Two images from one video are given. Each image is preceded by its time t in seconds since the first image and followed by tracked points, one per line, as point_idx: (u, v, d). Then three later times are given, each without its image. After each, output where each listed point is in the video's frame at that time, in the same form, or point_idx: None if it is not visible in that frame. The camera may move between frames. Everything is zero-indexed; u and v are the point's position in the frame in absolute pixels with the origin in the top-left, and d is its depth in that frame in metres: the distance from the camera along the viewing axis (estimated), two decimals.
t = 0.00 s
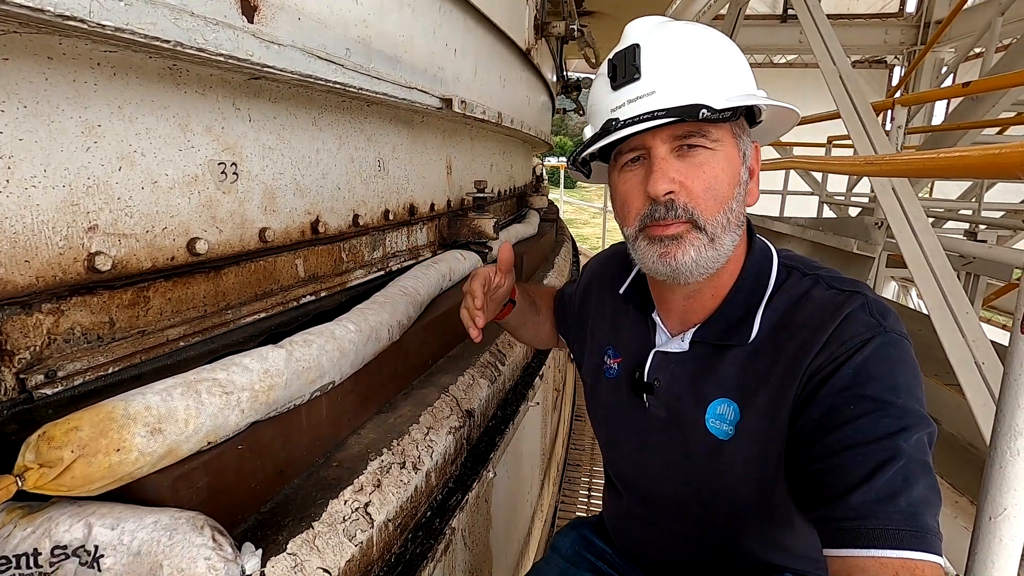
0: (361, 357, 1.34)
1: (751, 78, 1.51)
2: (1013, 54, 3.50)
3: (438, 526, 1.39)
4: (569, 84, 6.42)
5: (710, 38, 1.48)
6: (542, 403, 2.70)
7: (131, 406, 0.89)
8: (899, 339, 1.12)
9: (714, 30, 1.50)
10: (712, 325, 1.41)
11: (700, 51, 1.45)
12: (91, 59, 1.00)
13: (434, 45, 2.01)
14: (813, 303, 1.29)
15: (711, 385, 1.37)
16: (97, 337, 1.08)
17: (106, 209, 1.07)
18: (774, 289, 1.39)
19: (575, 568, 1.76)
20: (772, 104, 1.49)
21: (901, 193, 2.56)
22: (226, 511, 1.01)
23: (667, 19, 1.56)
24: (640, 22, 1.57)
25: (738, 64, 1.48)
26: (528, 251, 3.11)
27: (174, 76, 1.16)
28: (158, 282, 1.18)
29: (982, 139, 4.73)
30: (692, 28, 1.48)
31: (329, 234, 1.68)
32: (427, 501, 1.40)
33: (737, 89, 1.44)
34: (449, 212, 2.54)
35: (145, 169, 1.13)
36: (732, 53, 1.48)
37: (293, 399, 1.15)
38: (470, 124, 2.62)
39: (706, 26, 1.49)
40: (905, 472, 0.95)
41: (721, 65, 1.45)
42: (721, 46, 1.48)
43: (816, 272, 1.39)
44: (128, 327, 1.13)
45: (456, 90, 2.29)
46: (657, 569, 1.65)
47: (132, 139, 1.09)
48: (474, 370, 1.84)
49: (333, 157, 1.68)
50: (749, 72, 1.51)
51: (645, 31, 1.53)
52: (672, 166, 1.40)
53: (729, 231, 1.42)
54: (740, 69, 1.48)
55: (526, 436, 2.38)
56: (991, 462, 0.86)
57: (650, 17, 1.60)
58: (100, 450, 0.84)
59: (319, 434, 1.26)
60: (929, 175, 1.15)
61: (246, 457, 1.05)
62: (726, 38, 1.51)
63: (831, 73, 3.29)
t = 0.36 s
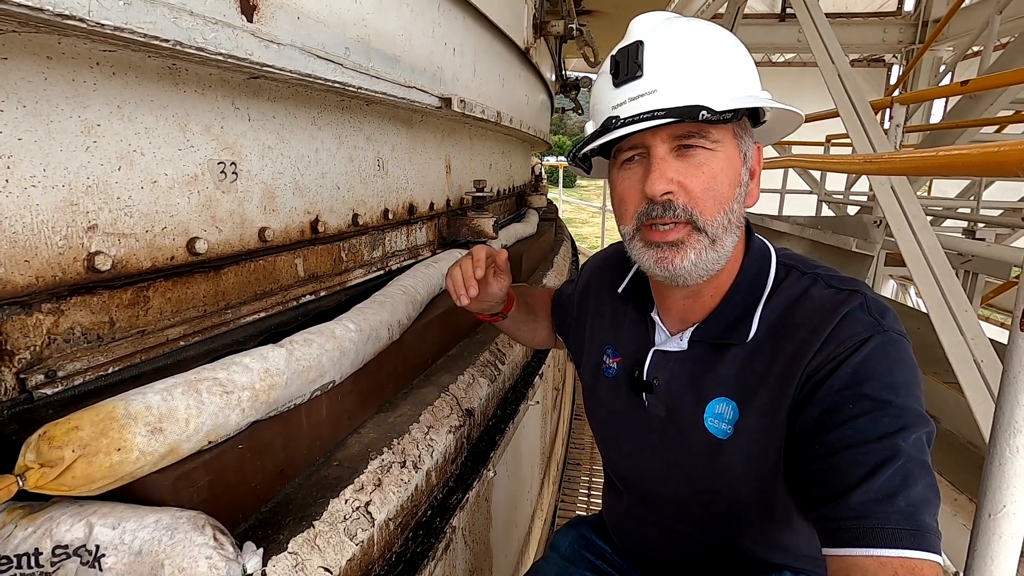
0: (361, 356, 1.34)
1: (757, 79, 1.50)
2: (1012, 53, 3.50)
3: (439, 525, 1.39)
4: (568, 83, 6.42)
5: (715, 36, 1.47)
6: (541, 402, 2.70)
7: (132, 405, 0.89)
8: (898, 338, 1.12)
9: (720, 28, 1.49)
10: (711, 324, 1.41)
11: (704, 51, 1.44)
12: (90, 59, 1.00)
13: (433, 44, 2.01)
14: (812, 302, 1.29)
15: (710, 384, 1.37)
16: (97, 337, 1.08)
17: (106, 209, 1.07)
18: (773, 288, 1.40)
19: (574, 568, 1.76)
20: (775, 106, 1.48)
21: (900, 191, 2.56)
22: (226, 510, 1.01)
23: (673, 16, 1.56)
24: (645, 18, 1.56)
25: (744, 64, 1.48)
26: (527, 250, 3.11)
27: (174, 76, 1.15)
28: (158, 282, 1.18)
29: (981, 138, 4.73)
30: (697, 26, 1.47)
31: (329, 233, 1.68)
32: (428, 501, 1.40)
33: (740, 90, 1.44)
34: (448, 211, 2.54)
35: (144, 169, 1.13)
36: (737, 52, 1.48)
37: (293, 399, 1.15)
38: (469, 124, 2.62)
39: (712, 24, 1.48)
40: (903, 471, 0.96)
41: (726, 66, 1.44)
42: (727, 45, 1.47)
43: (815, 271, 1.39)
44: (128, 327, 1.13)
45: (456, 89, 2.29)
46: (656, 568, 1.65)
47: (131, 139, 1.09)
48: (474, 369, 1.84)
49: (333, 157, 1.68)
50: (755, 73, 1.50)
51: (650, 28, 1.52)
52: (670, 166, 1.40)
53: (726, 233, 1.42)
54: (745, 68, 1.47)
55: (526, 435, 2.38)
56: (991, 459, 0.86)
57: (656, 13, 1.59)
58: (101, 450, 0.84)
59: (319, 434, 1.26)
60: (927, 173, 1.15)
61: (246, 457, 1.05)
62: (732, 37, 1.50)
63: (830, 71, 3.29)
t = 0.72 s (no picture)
0: (364, 354, 1.33)
1: (763, 81, 1.46)
2: (1014, 52, 3.50)
3: (441, 524, 1.38)
4: (568, 80, 6.40)
5: (725, 33, 1.45)
6: (542, 400, 2.69)
7: (134, 404, 0.88)
8: (899, 339, 1.11)
9: (731, 25, 1.46)
10: (711, 324, 1.40)
11: (706, 49, 1.42)
12: (90, 51, 0.98)
13: (435, 40, 1.99)
14: (813, 301, 1.28)
15: (711, 383, 1.36)
16: (98, 334, 1.07)
17: (106, 204, 1.05)
18: (773, 287, 1.39)
19: (575, 567, 1.76)
20: (780, 110, 1.46)
21: (903, 190, 2.56)
22: (228, 510, 1.00)
23: (687, 10, 1.54)
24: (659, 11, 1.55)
25: (752, 64, 1.45)
26: (528, 247, 3.10)
27: (175, 70, 1.14)
28: (159, 279, 1.16)
29: (980, 137, 4.74)
30: (705, 21, 1.45)
31: (330, 230, 1.67)
32: (430, 500, 1.39)
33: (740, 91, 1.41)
34: (449, 208, 2.52)
35: (145, 164, 1.11)
36: (747, 51, 1.45)
37: (296, 398, 1.13)
38: (471, 120, 2.60)
39: (723, 20, 1.46)
40: (906, 472, 0.95)
41: (728, 66, 1.42)
42: (732, 44, 1.44)
43: (815, 271, 1.39)
44: (128, 324, 1.12)
45: (458, 85, 2.27)
46: (658, 567, 1.64)
47: (132, 133, 1.07)
48: (476, 367, 1.83)
49: (334, 152, 1.66)
50: (763, 74, 1.47)
51: (657, 22, 1.51)
52: (660, 162, 1.39)
53: (714, 235, 1.41)
54: (752, 67, 1.45)
55: (526, 433, 2.37)
56: (998, 461, 0.86)
57: (669, 8, 1.58)
58: (102, 449, 0.83)
59: (321, 433, 1.25)
60: (933, 173, 1.14)
61: (249, 456, 1.04)
62: (744, 34, 1.48)
63: (832, 69, 3.28)
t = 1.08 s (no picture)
0: (364, 356, 1.33)
1: (767, 85, 1.46)
2: (1015, 54, 3.49)
3: (441, 526, 1.39)
4: (569, 84, 6.41)
5: (730, 35, 1.45)
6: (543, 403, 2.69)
7: (135, 405, 0.89)
8: (894, 338, 1.11)
9: (738, 27, 1.47)
10: (706, 324, 1.40)
11: (707, 49, 1.43)
12: (93, 56, 0.99)
13: (436, 43, 2.00)
14: (808, 301, 1.28)
15: (707, 383, 1.37)
16: (100, 336, 1.08)
17: (109, 207, 1.06)
18: (767, 286, 1.39)
19: (574, 570, 1.76)
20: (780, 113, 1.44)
21: (904, 192, 2.56)
22: (229, 511, 1.00)
23: (699, 10, 1.54)
24: (672, 10, 1.56)
25: (755, 67, 1.45)
26: (529, 250, 3.10)
27: (177, 73, 1.15)
28: (160, 282, 1.18)
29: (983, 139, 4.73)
30: (711, 21, 1.46)
31: (332, 233, 1.68)
32: (431, 501, 1.40)
33: (738, 91, 1.40)
34: (450, 210, 2.53)
35: (148, 168, 1.12)
36: (751, 54, 1.45)
37: (296, 399, 1.14)
38: (472, 122, 2.61)
39: (730, 22, 1.46)
40: (901, 471, 0.95)
41: (728, 66, 1.42)
42: (736, 46, 1.44)
43: (811, 271, 1.39)
44: (130, 326, 1.13)
45: (459, 88, 2.28)
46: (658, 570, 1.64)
47: (135, 136, 1.08)
48: (477, 369, 1.83)
49: (336, 155, 1.67)
50: (767, 78, 1.46)
51: (665, 21, 1.52)
52: (653, 156, 1.41)
53: (705, 230, 1.41)
54: (754, 69, 1.44)
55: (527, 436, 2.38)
56: (996, 462, 0.86)
57: (682, 8, 1.58)
58: (104, 450, 0.84)
59: (322, 434, 1.26)
60: (934, 174, 1.14)
61: (250, 457, 1.04)
62: (750, 37, 1.48)
63: (833, 72, 3.28)
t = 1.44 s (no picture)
0: (360, 355, 1.33)
1: (764, 81, 1.44)
2: (1019, 50, 3.47)
3: (438, 524, 1.39)
4: (570, 80, 6.38)
5: (729, 32, 1.44)
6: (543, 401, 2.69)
7: (129, 405, 0.89)
8: (895, 338, 1.11)
9: (736, 24, 1.46)
10: (706, 323, 1.40)
11: (705, 46, 1.42)
12: (87, 55, 0.99)
13: (434, 40, 2.00)
14: (809, 300, 1.28)
15: (706, 382, 1.36)
16: (96, 335, 1.08)
17: (104, 206, 1.06)
18: (768, 285, 1.38)
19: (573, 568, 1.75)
20: (779, 109, 1.44)
21: (905, 190, 2.55)
22: (224, 511, 1.00)
23: (696, 8, 1.53)
24: (668, 8, 1.55)
25: (753, 63, 1.44)
26: (529, 248, 3.10)
27: (172, 72, 1.14)
28: (157, 280, 1.17)
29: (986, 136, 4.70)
30: (708, 19, 1.45)
31: (330, 231, 1.68)
32: (428, 500, 1.40)
33: (736, 88, 1.39)
34: (449, 208, 2.52)
35: (143, 167, 1.12)
36: (749, 50, 1.44)
37: (291, 399, 1.14)
38: (471, 120, 2.61)
39: (728, 19, 1.45)
40: (901, 471, 0.95)
41: (726, 63, 1.41)
42: (734, 43, 1.43)
43: (812, 270, 1.38)
44: (126, 325, 1.13)
45: (458, 86, 2.28)
46: (656, 568, 1.64)
47: (130, 135, 1.08)
48: (475, 367, 1.83)
49: (333, 153, 1.67)
50: (765, 74, 1.45)
51: (662, 20, 1.51)
52: (652, 154, 1.40)
53: (706, 228, 1.40)
54: (752, 66, 1.43)
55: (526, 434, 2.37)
56: (994, 462, 0.86)
57: (679, 6, 1.57)
58: (97, 449, 0.84)
59: (318, 433, 1.26)
60: (933, 172, 1.13)
61: (245, 456, 1.04)
62: (748, 34, 1.47)
63: (835, 68, 3.26)
